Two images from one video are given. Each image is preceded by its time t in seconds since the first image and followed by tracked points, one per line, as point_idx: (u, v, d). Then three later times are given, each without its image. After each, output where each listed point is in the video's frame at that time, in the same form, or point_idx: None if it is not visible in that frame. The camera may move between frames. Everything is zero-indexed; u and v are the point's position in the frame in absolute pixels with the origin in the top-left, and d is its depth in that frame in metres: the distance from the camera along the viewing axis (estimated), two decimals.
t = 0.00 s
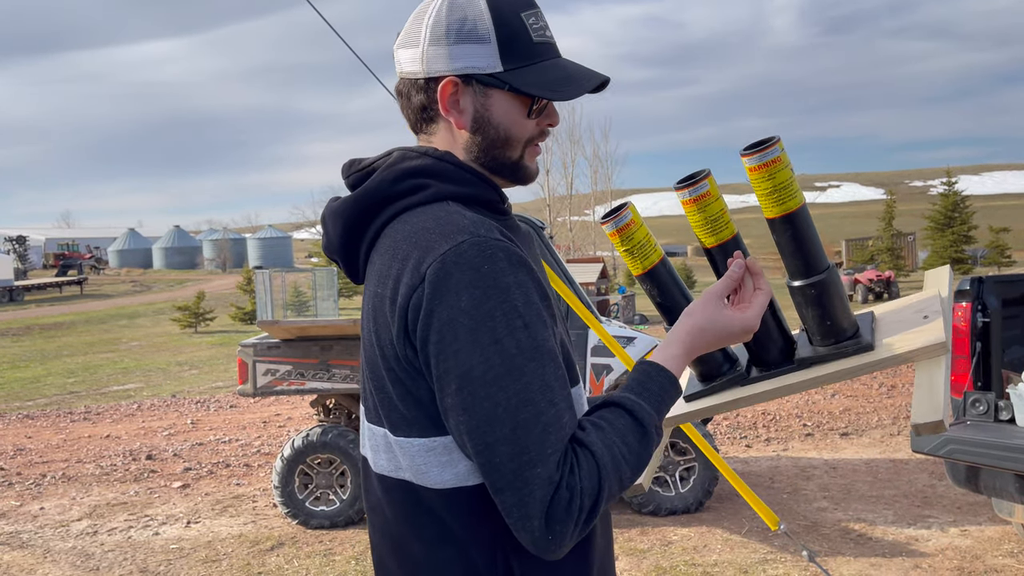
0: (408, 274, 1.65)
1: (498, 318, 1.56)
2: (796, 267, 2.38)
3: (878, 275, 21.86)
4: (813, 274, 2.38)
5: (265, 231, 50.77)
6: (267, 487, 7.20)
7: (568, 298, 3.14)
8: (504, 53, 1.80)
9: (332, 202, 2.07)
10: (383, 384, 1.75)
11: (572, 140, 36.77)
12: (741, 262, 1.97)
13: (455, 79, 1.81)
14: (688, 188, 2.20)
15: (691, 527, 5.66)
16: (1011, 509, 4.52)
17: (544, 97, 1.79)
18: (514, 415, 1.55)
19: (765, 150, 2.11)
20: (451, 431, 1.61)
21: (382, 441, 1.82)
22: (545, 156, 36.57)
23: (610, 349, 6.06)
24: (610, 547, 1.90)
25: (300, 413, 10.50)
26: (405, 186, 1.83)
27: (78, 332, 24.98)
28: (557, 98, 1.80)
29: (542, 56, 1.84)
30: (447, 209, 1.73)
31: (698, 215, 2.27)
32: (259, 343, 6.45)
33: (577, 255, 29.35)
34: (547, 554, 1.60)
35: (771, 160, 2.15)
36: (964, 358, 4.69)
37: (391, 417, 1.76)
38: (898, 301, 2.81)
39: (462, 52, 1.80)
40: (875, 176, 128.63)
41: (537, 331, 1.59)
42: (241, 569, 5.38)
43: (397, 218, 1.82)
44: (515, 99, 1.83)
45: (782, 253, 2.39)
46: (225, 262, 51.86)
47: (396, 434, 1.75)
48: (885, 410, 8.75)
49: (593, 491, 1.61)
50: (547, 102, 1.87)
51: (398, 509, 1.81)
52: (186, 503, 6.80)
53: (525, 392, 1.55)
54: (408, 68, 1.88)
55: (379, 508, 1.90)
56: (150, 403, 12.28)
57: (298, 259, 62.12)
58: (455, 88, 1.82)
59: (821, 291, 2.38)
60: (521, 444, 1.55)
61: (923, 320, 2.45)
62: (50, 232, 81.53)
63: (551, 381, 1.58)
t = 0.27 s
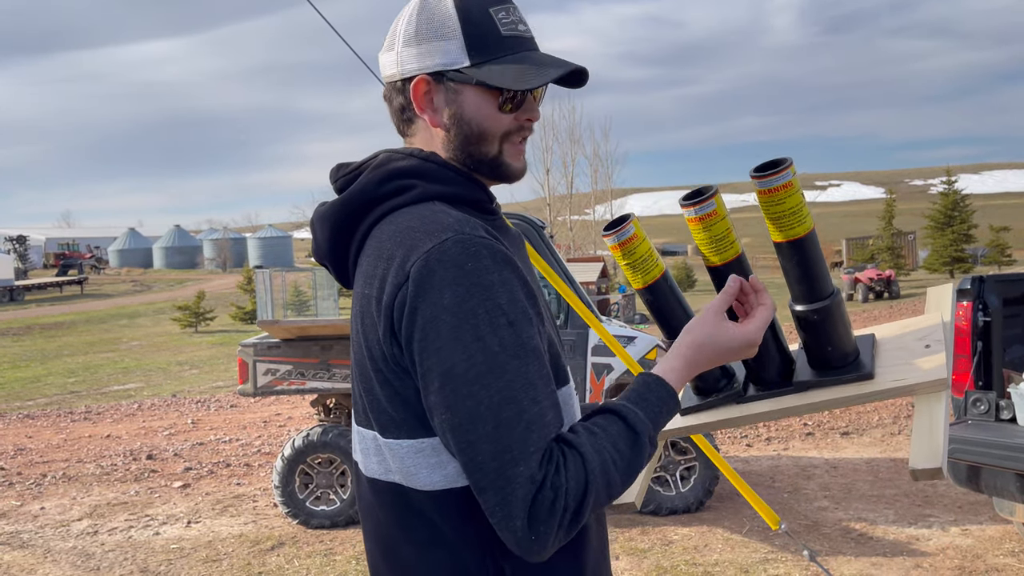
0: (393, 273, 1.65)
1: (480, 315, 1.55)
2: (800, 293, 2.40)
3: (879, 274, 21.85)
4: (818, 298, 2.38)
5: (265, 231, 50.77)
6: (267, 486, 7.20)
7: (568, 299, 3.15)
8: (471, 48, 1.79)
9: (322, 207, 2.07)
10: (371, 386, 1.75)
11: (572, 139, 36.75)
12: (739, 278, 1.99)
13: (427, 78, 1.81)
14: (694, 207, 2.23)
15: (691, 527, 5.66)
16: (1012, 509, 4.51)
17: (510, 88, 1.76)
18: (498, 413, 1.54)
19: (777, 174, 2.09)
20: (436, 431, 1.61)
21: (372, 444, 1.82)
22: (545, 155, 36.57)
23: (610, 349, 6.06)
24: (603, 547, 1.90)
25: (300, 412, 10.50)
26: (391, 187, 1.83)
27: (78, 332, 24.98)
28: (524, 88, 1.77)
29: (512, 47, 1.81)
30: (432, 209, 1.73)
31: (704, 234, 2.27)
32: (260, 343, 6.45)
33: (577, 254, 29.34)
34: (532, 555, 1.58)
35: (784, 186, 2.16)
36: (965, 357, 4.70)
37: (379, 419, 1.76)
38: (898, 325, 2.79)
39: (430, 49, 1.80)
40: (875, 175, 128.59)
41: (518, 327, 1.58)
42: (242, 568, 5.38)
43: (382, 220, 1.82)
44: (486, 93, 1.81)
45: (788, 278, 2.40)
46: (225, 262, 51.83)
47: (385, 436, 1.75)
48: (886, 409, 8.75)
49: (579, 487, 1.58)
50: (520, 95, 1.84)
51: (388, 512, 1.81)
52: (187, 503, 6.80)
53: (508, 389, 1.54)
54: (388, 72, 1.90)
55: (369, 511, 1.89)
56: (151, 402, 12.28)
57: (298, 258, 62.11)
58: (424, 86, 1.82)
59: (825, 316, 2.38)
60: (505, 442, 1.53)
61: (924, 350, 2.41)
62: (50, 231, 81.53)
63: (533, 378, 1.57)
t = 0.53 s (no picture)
0: (388, 269, 1.65)
1: (479, 307, 1.57)
2: (812, 337, 2.14)
3: (880, 274, 21.84)
4: (829, 347, 2.12)
5: (266, 230, 50.75)
6: (268, 486, 7.19)
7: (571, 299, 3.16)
8: (427, 42, 1.86)
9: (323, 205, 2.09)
10: (366, 382, 1.75)
11: (573, 138, 36.72)
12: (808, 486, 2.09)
13: (399, 79, 1.92)
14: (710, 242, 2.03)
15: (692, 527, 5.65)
16: (1013, 509, 4.50)
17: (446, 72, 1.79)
18: (499, 407, 1.54)
19: (797, 221, 1.95)
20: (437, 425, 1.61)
21: (362, 437, 1.83)
22: (545, 154, 36.54)
23: (611, 349, 6.05)
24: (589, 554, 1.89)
25: (301, 412, 10.49)
26: (385, 184, 1.84)
27: (79, 331, 24.97)
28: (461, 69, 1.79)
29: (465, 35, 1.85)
30: (430, 207, 1.74)
31: (719, 270, 2.09)
32: (260, 342, 6.45)
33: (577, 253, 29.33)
34: (543, 547, 1.59)
35: (805, 234, 1.97)
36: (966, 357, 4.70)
37: (370, 412, 1.76)
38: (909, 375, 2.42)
39: (402, 53, 1.93)
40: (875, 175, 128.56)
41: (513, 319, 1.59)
42: (242, 568, 5.38)
43: (375, 217, 1.82)
44: (443, 85, 1.85)
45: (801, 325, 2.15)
46: (225, 261, 51.80)
47: (373, 428, 1.76)
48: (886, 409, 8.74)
49: (605, 496, 1.61)
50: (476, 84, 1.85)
51: (376, 504, 1.83)
52: (187, 502, 6.80)
53: (512, 379, 1.55)
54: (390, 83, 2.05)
55: (361, 501, 1.91)
56: (151, 402, 12.27)
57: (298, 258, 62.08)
58: (400, 89, 1.94)
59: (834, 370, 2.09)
60: (510, 436, 1.54)
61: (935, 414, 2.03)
62: (51, 231, 81.52)
63: (529, 370, 1.59)
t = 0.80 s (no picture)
0: (414, 256, 1.65)
1: (505, 294, 1.57)
2: (845, 410, 2.10)
3: (880, 274, 21.82)
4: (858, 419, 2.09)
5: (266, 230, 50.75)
6: (268, 486, 7.19)
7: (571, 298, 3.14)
8: (447, 40, 1.87)
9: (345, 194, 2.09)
10: (387, 368, 1.75)
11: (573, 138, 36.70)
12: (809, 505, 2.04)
13: (422, 78, 1.94)
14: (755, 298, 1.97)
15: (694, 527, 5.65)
16: (1015, 509, 4.50)
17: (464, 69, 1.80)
18: (524, 392, 1.55)
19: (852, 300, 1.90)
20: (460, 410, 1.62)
21: (378, 419, 1.85)
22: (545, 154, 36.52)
23: (611, 349, 6.05)
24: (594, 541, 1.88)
25: (302, 413, 10.49)
26: (410, 173, 1.85)
27: (79, 331, 24.96)
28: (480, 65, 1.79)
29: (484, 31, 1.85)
30: (456, 196, 1.74)
31: (760, 328, 2.02)
32: (261, 342, 6.44)
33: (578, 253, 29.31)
34: (563, 528, 1.60)
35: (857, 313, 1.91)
36: (968, 357, 4.71)
37: (389, 395, 1.78)
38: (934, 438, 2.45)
39: (424, 54, 1.94)
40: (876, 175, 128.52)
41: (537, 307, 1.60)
42: (243, 568, 5.37)
43: (400, 207, 1.82)
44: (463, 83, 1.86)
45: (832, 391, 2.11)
46: (226, 261, 51.78)
47: (391, 410, 1.78)
48: (887, 409, 8.73)
49: (624, 481, 1.62)
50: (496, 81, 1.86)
51: (390, 485, 1.84)
52: (188, 502, 6.80)
53: (535, 365, 1.56)
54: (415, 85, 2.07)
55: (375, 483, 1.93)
56: (152, 402, 12.27)
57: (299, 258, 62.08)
58: (423, 89, 1.96)
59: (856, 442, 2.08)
60: (534, 420, 1.55)
61: (948, 502, 2.11)
62: (51, 231, 81.54)
63: (552, 359, 1.60)
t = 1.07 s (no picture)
0: (414, 245, 1.66)
1: (499, 288, 1.57)
2: (823, 361, 2.07)
3: (880, 275, 21.83)
4: (839, 366, 2.05)
5: (265, 231, 50.78)
6: (268, 487, 7.19)
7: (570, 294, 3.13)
8: (461, 43, 1.86)
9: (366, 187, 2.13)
10: (389, 355, 1.76)
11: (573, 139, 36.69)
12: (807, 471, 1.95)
13: (437, 79, 1.94)
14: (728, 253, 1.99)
15: (694, 528, 5.65)
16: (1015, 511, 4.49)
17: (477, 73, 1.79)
18: (511, 384, 1.55)
19: (811, 240, 1.91)
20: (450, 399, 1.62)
21: (382, 407, 1.86)
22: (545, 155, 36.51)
23: (612, 350, 6.04)
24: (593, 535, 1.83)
25: (301, 413, 10.48)
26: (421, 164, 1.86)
27: (79, 332, 24.98)
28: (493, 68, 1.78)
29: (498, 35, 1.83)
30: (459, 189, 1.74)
31: (735, 284, 2.04)
32: (260, 343, 6.43)
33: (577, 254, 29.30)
34: (540, 520, 1.59)
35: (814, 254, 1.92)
36: (968, 358, 4.72)
37: (392, 383, 1.79)
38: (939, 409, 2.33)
39: (440, 55, 1.93)
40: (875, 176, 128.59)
41: (532, 303, 1.60)
42: (243, 570, 5.37)
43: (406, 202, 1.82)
44: (476, 85, 1.86)
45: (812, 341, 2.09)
46: (226, 262, 51.78)
47: (393, 396, 1.78)
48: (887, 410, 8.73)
49: (602, 471, 1.60)
50: (509, 85, 1.85)
51: (392, 472, 1.85)
52: (187, 503, 6.79)
53: (525, 358, 1.56)
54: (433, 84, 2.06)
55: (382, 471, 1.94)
56: (151, 403, 12.27)
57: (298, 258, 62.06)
58: (438, 89, 1.95)
59: (839, 390, 2.03)
60: (518, 410, 1.55)
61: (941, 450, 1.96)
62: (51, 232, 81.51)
63: (544, 354, 1.59)
